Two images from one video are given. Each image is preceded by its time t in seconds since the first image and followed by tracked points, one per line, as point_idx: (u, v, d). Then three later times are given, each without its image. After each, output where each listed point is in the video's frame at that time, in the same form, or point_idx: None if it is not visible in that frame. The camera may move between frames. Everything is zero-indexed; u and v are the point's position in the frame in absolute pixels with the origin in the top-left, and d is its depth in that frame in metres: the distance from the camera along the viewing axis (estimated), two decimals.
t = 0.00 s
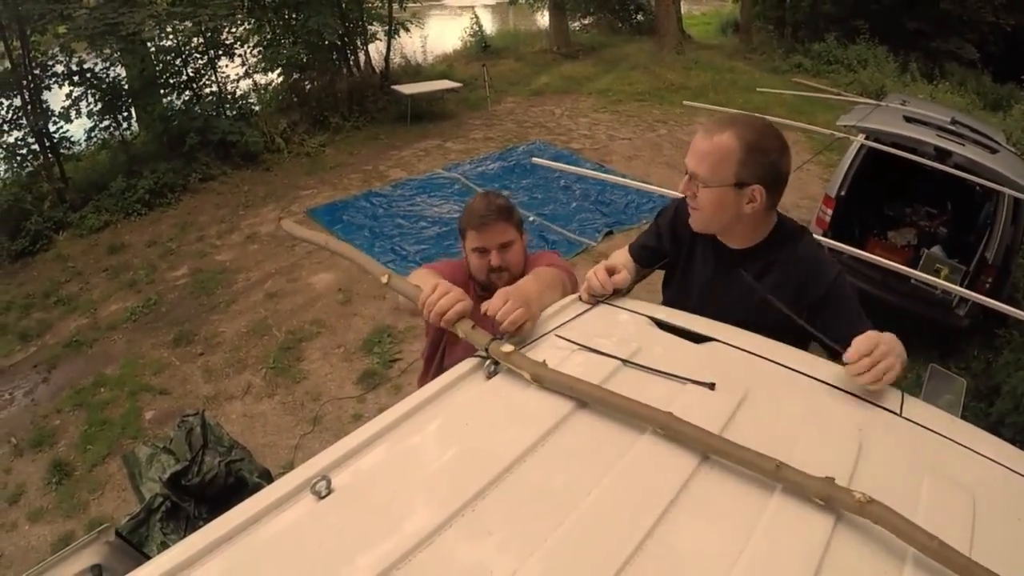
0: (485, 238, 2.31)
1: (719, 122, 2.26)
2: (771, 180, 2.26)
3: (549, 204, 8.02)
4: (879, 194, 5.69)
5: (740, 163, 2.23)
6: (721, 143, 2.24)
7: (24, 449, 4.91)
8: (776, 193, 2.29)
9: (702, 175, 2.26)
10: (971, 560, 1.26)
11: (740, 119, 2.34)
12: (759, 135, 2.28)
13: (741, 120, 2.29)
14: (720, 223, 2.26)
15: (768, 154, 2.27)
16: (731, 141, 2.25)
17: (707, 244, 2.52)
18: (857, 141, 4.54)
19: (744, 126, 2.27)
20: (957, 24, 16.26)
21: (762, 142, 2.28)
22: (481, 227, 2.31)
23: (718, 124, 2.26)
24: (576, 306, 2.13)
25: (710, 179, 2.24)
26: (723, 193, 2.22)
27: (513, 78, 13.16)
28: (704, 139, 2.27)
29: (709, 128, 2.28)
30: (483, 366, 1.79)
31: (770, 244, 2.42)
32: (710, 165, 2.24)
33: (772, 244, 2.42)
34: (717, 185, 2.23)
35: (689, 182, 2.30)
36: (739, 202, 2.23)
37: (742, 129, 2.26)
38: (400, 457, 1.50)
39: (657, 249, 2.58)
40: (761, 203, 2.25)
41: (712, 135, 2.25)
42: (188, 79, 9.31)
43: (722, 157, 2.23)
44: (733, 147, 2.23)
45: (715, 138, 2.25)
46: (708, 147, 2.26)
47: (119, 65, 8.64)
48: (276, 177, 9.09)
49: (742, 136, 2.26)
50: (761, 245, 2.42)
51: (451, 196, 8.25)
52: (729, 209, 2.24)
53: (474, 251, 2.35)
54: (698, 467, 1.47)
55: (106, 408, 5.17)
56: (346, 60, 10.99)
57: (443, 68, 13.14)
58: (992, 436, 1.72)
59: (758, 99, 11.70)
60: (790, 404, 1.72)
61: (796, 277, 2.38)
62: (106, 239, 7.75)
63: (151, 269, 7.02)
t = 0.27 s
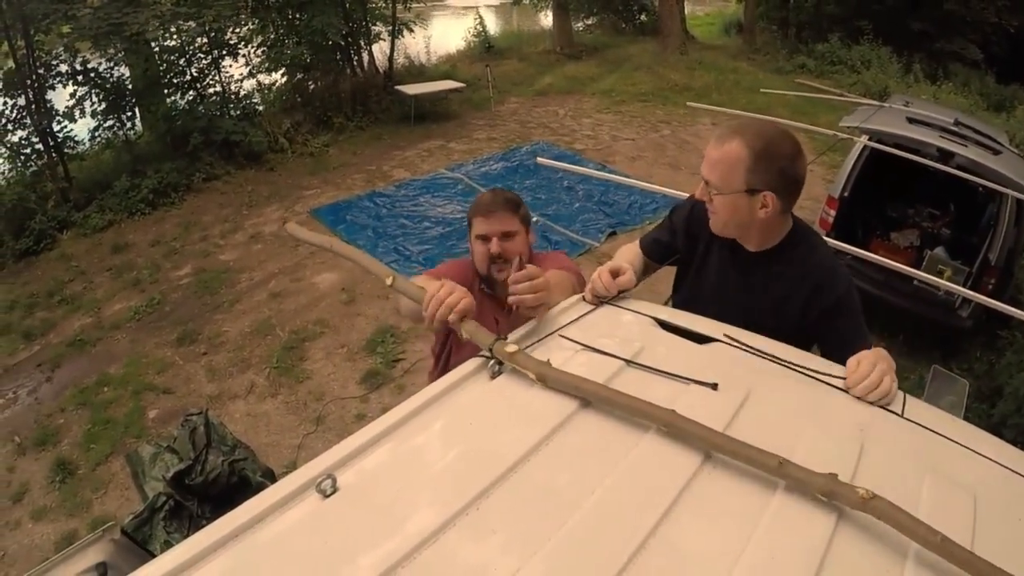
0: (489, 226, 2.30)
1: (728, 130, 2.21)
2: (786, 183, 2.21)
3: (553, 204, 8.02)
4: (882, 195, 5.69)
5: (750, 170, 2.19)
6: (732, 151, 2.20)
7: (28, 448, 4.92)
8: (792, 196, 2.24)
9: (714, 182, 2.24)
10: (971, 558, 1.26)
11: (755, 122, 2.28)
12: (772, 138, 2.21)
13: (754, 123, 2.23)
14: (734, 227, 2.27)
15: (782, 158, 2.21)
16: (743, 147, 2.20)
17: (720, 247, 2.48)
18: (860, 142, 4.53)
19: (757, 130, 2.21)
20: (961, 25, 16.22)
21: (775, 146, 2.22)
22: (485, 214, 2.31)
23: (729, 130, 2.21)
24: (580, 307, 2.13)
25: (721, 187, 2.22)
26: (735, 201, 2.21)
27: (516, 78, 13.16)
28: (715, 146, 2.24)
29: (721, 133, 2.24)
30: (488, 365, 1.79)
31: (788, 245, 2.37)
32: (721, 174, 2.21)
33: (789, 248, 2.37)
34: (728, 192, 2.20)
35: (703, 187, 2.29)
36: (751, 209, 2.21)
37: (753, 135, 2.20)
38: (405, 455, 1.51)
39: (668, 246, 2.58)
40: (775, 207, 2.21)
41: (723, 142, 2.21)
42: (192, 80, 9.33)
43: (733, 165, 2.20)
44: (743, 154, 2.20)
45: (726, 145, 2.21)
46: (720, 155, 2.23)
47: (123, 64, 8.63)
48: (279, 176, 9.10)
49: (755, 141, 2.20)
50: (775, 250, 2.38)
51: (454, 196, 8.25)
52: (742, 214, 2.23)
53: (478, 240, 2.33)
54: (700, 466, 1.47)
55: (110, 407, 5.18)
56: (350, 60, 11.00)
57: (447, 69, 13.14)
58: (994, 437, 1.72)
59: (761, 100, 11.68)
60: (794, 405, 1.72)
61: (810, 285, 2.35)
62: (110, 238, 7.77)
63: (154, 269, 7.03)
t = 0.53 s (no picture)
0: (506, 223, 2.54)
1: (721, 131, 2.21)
2: (780, 184, 2.21)
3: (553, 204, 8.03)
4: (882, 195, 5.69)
5: (744, 171, 2.18)
6: (725, 153, 2.20)
7: (30, 449, 4.93)
8: (786, 196, 2.25)
9: (709, 184, 2.24)
10: (962, 556, 1.27)
11: (749, 122, 2.28)
12: (764, 138, 2.21)
13: (747, 125, 2.23)
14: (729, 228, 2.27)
15: (776, 159, 2.21)
16: (736, 149, 2.20)
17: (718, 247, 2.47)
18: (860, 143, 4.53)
19: (749, 131, 2.20)
20: (962, 25, 16.22)
21: (769, 145, 2.22)
22: (508, 213, 2.56)
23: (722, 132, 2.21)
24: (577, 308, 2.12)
25: (716, 188, 2.22)
26: (729, 202, 2.21)
27: (517, 79, 13.16)
28: (709, 148, 2.24)
29: (714, 135, 2.24)
30: (484, 366, 1.79)
31: (785, 245, 2.36)
32: (715, 175, 2.22)
33: (786, 247, 2.36)
34: (723, 193, 2.20)
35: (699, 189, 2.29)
36: (745, 209, 2.22)
37: (746, 136, 2.20)
38: (401, 454, 1.51)
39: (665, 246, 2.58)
40: (769, 207, 2.22)
41: (717, 144, 2.21)
42: (193, 80, 9.33)
43: (727, 166, 2.20)
44: (738, 155, 2.19)
45: (719, 147, 2.22)
46: (713, 157, 2.23)
47: (125, 65, 8.63)
48: (281, 177, 9.11)
49: (747, 141, 2.20)
50: (772, 250, 2.37)
51: (455, 196, 8.25)
52: (737, 215, 2.23)
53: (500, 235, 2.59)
54: (694, 465, 1.47)
55: (112, 408, 5.19)
56: (351, 61, 11.01)
57: (448, 69, 13.14)
58: (989, 437, 1.72)
59: (762, 100, 11.68)
60: (788, 405, 1.72)
61: (807, 284, 2.35)
62: (111, 239, 7.78)
63: (156, 270, 7.04)
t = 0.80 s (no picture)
0: (457, 217, 2.39)
1: (716, 127, 2.21)
2: (776, 179, 2.21)
3: (549, 203, 8.02)
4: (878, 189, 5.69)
5: (740, 168, 2.18)
6: (722, 148, 2.20)
7: (29, 455, 4.91)
8: (783, 190, 2.24)
9: (705, 181, 2.23)
10: (961, 548, 1.27)
11: (743, 119, 2.27)
12: (760, 135, 2.21)
13: (742, 121, 2.23)
14: (725, 224, 2.26)
15: (772, 154, 2.19)
16: (731, 144, 2.20)
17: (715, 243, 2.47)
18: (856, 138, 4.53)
19: (744, 128, 2.20)
20: (958, 21, 16.25)
21: (765, 140, 2.21)
22: (454, 207, 2.41)
23: (718, 128, 2.21)
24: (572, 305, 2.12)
25: (712, 185, 2.21)
26: (726, 197, 2.20)
27: (514, 78, 13.15)
28: (705, 144, 2.23)
29: (708, 132, 2.24)
30: (478, 364, 1.78)
31: (782, 241, 2.36)
32: (710, 171, 2.21)
33: (783, 243, 2.36)
34: (719, 190, 2.20)
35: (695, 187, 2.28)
36: (743, 204, 2.21)
37: (741, 132, 2.20)
38: (396, 455, 1.50)
39: (661, 243, 2.57)
40: (767, 202, 2.21)
41: (712, 141, 2.21)
42: (188, 82, 9.28)
43: (723, 161, 2.19)
44: (733, 151, 2.18)
45: (713, 143, 2.21)
46: (709, 153, 2.22)
47: (119, 67, 8.62)
48: (276, 179, 9.10)
49: (743, 137, 2.19)
50: (769, 246, 2.37)
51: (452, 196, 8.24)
52: (734, 211, 2.23)
53: (445, 231, 2.43)
54: (690, 462, 1.47)
55: (110, 413, 5.17)
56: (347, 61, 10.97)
57: (444, 69, 13.13)
58: (986, 430, 1.72)
59: (758, 97, 11.68)
60: (784, 401, 1.71)
61: (805, 281, 2.34)
62: (108, 243, 7.77)
63: (153, 273, 7.02)
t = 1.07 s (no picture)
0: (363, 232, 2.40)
1: (691, 119, 2.23)
2: (751, 169, 2.22)
3: (526, 201, 8.02)
4: (852, 177, 5.73)
5: (715, 157, 2.19)
6: (696, 139, 2.22)
7: (8, 477, 4.83)
8: (758, 180, 2.26)
9: (681, 172, 2.24)
10: (945, 530, 1.28)
11: (716, 111, 2.31)
12: (734, 125, 2.23)
13: (715, 113, 2.25)
14: (704, 215, 2.26)
15: (746, 143, 2.23)
16: (706, 136, 2.21)
17: (689, 235, 2.48)
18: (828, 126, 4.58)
19: (718, 119, 2.23)
20: (925, 9, 16.46)
21: (739, 131, 2.24)
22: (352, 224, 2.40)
23: (692, 120, 2.23)
24: (549, 303, 2.13)
25: (689, 175, 2.22)
26: (703, 187, 2.21)
27: (486, 78, 13.15)
28: (680, 137, 2.25)
29: (683, 126, 2.26)
30: (455, 366, 1.77)
31: (756, 232, 2.37)
32: (687, 161, 2.22)
33: (757, 232, 2.37)
34: (696, 180, 2.20)
35: (671, 179, 2.28)
36: (720, 194, 2.21)
37: (716, 122, 2.22)
38: (376, 461, 1.48)
39: (636, 239, 2.58)
40: (744, 192, 2.22)
41: (687, 133, 2.23)
42: (158, 92, 9.16)
43: (698, 152, 2.20)
44: (709, 140, 2.20)
45: (688, 135, 2.23)
46: (684, 145, 2.24)
47: (88, 79, 8.49)
48: (251, 187, 9.03)
49: (717, 128, 2.21)
50: (743, 237, 2.38)
51: (427, 198, 8.21)
52: (711, 201, 2.23)
53: (342, 253, 2.41)
54: (671, 455, 1.47)
55: (90, 430, 5.11)
56: (318, 65, 10.92)
57: (415, 70, 13.09)
58: (963, 410, 1.73)
59: (730, 89, 11.77)
60: (762, 391, 1.71)
61: (780, 270, 2.35)
62: (82, 258, 7.68)
63: (128, 287, 6.95)
